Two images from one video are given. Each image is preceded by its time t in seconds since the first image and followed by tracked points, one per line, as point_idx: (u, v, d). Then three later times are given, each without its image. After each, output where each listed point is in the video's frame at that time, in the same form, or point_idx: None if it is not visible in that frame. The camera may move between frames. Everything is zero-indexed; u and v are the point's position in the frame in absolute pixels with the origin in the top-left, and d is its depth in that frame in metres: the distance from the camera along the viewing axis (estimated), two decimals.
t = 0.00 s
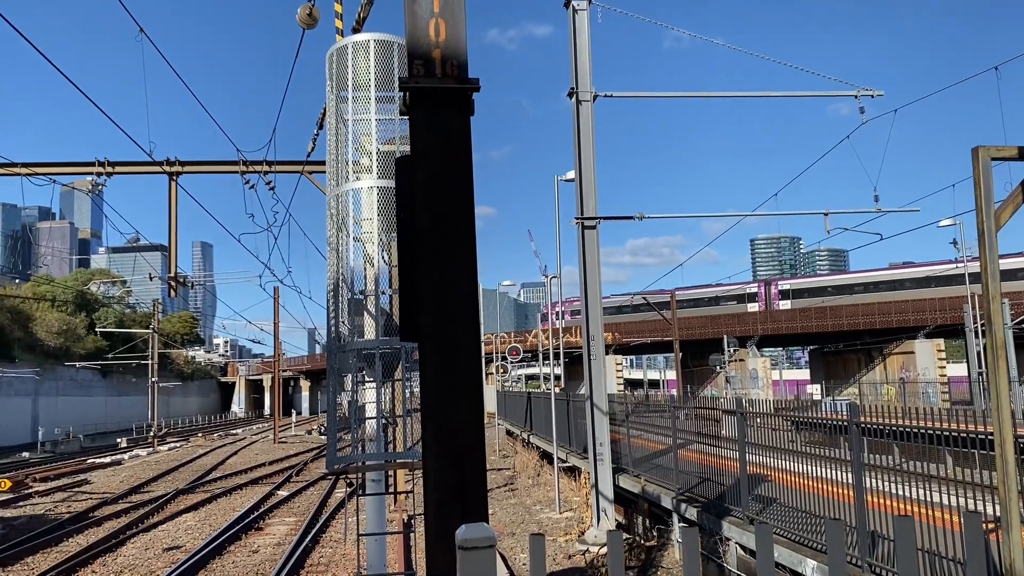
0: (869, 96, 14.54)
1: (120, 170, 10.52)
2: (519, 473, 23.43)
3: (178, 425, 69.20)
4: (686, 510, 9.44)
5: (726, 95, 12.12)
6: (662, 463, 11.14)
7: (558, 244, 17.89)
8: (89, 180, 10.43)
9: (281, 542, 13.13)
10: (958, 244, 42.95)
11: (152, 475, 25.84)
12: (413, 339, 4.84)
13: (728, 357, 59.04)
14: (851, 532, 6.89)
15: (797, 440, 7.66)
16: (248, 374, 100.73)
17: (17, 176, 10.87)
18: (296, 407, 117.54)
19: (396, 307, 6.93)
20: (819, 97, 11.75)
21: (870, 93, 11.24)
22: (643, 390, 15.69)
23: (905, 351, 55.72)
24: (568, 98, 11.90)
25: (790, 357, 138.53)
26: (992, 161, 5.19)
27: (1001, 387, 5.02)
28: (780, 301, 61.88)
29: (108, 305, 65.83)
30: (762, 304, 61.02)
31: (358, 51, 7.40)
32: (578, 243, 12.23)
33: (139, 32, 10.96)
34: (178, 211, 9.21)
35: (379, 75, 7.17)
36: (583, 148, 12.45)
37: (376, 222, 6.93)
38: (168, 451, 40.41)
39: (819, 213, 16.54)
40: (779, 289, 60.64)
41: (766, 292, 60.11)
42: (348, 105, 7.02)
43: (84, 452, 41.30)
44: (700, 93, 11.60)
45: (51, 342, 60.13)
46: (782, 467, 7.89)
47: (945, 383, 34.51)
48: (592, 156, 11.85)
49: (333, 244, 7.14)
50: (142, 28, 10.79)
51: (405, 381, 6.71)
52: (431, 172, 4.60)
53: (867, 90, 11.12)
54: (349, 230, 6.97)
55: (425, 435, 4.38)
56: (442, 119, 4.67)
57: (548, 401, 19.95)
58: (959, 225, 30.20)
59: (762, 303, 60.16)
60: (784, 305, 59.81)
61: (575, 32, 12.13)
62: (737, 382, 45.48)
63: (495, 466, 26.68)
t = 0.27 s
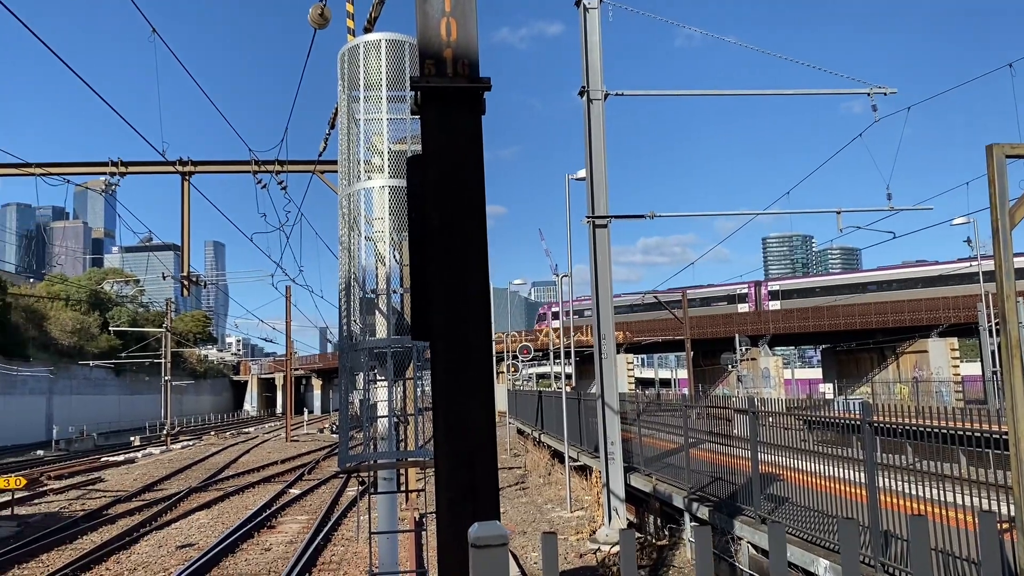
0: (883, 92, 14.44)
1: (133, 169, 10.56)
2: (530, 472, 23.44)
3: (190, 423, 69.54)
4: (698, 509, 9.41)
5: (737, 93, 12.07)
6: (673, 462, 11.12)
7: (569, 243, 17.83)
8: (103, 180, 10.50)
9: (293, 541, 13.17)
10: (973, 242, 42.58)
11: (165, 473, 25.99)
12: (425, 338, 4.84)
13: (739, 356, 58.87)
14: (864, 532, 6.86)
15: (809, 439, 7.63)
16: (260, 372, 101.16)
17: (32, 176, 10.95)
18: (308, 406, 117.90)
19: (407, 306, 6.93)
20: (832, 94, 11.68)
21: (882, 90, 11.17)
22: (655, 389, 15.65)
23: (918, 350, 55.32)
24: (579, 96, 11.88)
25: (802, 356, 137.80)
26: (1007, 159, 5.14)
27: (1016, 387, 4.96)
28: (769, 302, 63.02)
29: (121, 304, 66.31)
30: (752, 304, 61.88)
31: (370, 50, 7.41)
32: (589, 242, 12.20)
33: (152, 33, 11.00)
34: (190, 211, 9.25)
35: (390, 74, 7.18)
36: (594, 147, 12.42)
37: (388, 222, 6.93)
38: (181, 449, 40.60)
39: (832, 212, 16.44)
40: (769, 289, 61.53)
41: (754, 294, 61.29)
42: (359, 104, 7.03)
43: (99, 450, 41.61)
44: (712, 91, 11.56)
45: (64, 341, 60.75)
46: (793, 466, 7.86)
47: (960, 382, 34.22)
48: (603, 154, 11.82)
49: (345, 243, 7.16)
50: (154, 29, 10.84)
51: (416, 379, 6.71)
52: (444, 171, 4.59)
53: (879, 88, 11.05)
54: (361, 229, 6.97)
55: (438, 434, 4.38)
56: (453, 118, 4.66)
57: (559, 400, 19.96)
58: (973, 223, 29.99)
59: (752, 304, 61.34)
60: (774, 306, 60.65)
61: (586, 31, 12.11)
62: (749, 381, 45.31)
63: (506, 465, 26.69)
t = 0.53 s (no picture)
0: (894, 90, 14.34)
1: (144, 170, 10.60)
2: (539, 472, 23.43)
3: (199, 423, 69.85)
4: (707, 509, 9.39)
5: (745, 93, 12.04)
6: (682, 462, 11.11)
7: (578, 242, 17.82)
8: (114, 181, 10.55)
9: (303, 539, 13.20)
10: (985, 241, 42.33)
11: (176, 472, 26.14)
12: (434, 338, 4.84)
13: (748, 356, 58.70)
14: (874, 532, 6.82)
15: (819, 440, 7.60)
16: (270, 372, 101.55)
17: (44, 176, 11.02)
18: (317, 405, 118.21)
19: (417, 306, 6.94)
20: (841, 94, 11.64)
21: (892, 89, 11.12)
22: (664, 388, 15.62)
23: (929, 350, 54.98)
24: (588, 95, 11.86)
25: (813, 356, 137.06)
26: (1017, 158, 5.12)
27: None
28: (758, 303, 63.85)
29: (132, 304, 66.73)
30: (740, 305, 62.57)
31: (379, 50, 7.41)
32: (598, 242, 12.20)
33: (163, 34, 11.04)
34: (200, 211, 9.29)
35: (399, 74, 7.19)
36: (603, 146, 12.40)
37: (396, 221, 6.94)
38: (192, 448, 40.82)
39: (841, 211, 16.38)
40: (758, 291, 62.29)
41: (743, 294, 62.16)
42: (368, 104, 7.04)
43: (110, 449, 41.86)
44: (721, 90, 11.52)
45: (76, 340, 61.15)
46: (803, 466, 7.84)
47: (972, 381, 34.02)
48: (612, 154, 11.81)
49: (354, 243, 7.17)
50: (165, 30, 10.88)
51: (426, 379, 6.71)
52: (452, 170, 4.60)
53: (889, 86, 10.99)
54: (370, 229, 6.98)
55: (447, 433, 4.38)
56: (462, 118, 4.66)
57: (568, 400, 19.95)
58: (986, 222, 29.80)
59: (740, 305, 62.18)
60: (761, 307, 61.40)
61: (595, 31, 12.10)
62: (758, 381, 45.18)
63: (516, 465, 26.68)
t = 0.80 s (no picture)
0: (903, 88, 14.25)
1: (152, 171, 10.64)
2: (546, 472, 23.43)
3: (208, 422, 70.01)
4: (715, 509, 9.37)
5: (753, 92, 11.99)
6: (690, 462, 11.09)
7: (586, 242, 17.80)
8: (123, 182, 10.61)
9: (311, 539, 13.25)
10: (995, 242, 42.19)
11: (185, 472, 26.24)
12: (442, 337, 4.83)
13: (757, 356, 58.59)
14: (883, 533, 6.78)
15: (827, 439, 7.58)
16: (278, 372, 101.79)
17: (54, 177, 11.09)
18: (325, 405, 118.42)
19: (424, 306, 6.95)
20: (850, 93, 11.58)
21: (901, 88, 11.06)
22: (671, 388, 15.62)
23: (938, 350, 54.70)
24: (595, 95, 11.86)
25: (822, 357, 136.57)
26: None
27: None
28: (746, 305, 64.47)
29: (141, 304, 67.03)
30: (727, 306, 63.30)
31: (387, 51, 7.43)
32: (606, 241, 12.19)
33: (172, 35, 11.10)
34: (208, 212, 9.32)
35: (406, 75, 7.21)
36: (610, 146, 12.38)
37: (404, 222, 6.96)
38: (200, 448, 40.98)
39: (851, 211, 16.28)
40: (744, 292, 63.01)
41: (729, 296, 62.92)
42: (375, 105, 7.06)
43: (119, 448, 42.01)
44: (728, 90, 11.51)
45: (85, 340, 61.53)
46: (812, 466, 7.82)
47: (983, 381, 33.78)
48: (620, 154, 11.79)
49: (362, 243, 7.19)
50: (174, 32, 10.94)
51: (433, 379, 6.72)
52: (460, 170, 4.60)
53: (899, 86, 10.93)
54: (377, 229, 6.99)
55: (454, 433, 4.38)
56: (469, 118, 4.66)
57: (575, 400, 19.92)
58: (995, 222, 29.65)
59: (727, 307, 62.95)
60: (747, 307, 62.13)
61: (602, 30, 12.08)
62: (767, 381, 45.02)
63: (523, 465, 26.67)
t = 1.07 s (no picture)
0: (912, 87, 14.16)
1: (160, 172, 10.67)
2: (552, 472, 23.39)
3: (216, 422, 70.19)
4: (721, 509, 9.35)
5: (760, 91, 11.95)
6: (697, 462, 11.07)
7: (592, 241, 17.78)
8: (131, 182, 10.65)
9: (318, 539, 13.28)
10: (1003, 241, 41.97)
11: (192, 471, 26.32)
12: (448, 337, 4.84)
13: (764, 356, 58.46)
14: (889, 534, 6.76)
15: (834, 440, 7.56)
16: (285, 372, 101.96)
17: (61, 177, 11.14)
18: (332, 405, 118.58)
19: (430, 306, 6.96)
20: (857, 92, 11.55)
21: (908, 87, 11.02)
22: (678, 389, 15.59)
23: (946, 350, 54.46)
24: (601, 96, 11.85)
25: (830, 357, 136.02)
26: None
27: None
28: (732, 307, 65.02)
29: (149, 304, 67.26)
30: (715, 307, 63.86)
31: (392, 52, 7.43)
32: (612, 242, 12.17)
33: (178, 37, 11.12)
34: (216, 212, 9.34)
35: (412, 75, 7.21)
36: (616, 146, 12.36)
37: (410, 222, 6.95)
38: (208, 448, 41.12)
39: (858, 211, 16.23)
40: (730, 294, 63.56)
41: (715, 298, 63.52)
42: (381, 105, 7.07)
43: (127, 449, 42.10)
44: (735, 90, 11.47)
45: (93, 340, 61.89)
46: (818, 466, 7.80)
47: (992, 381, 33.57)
48: (626, 154, 11.77)
49: (368, 243, 7.19)
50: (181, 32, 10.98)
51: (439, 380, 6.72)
52: (465, 171, 4.61)
53: (906, 84, 10.89)
54: (383, 230, 6.98)
55: (459, 433, 4.39)
56: (476, 118, 4.66)
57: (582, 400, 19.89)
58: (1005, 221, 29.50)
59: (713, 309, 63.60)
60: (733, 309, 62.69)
61: (608, 30, 12.06)
62: (774, 382, 44.90)
63: (529, 465, 26.66)
